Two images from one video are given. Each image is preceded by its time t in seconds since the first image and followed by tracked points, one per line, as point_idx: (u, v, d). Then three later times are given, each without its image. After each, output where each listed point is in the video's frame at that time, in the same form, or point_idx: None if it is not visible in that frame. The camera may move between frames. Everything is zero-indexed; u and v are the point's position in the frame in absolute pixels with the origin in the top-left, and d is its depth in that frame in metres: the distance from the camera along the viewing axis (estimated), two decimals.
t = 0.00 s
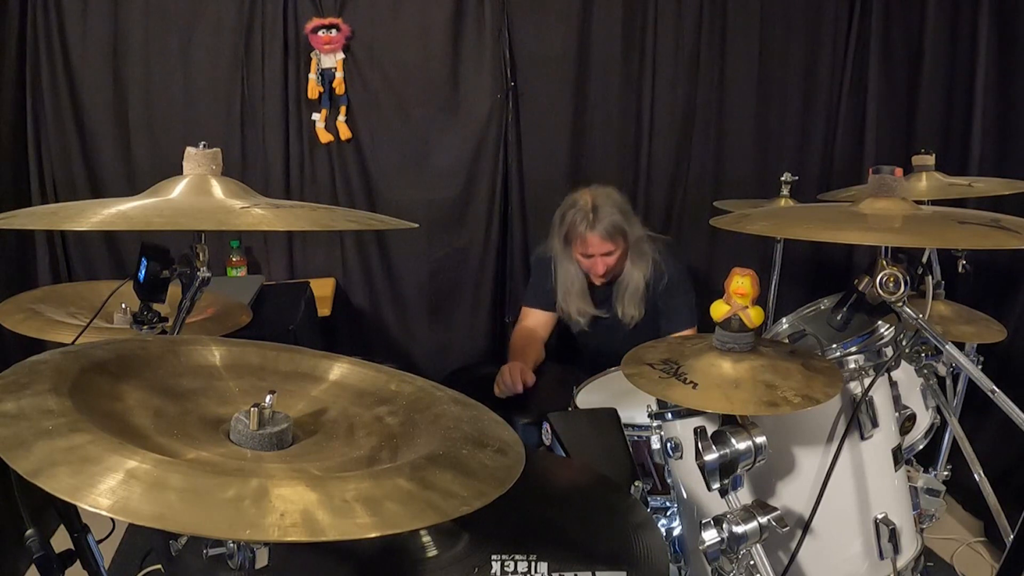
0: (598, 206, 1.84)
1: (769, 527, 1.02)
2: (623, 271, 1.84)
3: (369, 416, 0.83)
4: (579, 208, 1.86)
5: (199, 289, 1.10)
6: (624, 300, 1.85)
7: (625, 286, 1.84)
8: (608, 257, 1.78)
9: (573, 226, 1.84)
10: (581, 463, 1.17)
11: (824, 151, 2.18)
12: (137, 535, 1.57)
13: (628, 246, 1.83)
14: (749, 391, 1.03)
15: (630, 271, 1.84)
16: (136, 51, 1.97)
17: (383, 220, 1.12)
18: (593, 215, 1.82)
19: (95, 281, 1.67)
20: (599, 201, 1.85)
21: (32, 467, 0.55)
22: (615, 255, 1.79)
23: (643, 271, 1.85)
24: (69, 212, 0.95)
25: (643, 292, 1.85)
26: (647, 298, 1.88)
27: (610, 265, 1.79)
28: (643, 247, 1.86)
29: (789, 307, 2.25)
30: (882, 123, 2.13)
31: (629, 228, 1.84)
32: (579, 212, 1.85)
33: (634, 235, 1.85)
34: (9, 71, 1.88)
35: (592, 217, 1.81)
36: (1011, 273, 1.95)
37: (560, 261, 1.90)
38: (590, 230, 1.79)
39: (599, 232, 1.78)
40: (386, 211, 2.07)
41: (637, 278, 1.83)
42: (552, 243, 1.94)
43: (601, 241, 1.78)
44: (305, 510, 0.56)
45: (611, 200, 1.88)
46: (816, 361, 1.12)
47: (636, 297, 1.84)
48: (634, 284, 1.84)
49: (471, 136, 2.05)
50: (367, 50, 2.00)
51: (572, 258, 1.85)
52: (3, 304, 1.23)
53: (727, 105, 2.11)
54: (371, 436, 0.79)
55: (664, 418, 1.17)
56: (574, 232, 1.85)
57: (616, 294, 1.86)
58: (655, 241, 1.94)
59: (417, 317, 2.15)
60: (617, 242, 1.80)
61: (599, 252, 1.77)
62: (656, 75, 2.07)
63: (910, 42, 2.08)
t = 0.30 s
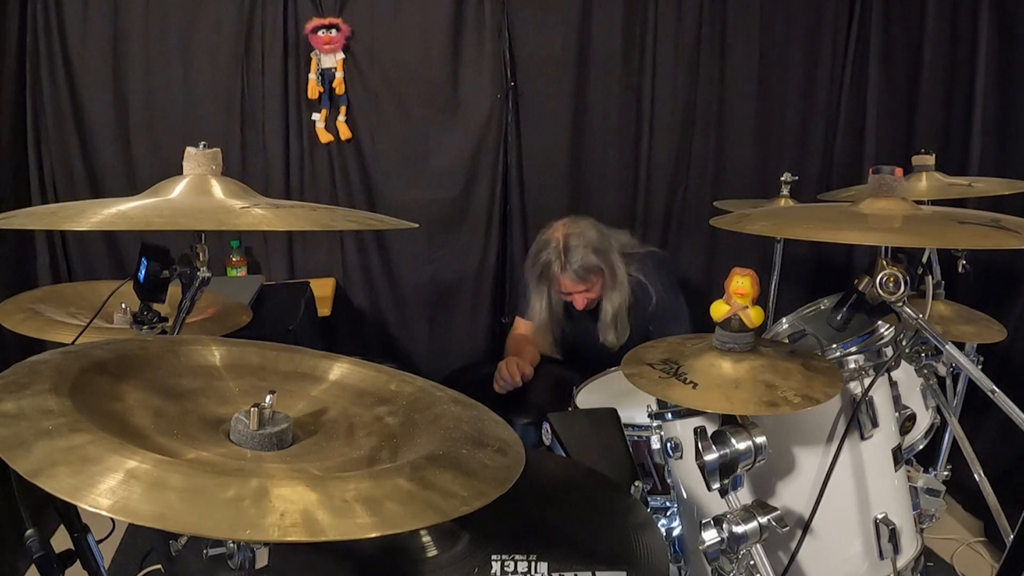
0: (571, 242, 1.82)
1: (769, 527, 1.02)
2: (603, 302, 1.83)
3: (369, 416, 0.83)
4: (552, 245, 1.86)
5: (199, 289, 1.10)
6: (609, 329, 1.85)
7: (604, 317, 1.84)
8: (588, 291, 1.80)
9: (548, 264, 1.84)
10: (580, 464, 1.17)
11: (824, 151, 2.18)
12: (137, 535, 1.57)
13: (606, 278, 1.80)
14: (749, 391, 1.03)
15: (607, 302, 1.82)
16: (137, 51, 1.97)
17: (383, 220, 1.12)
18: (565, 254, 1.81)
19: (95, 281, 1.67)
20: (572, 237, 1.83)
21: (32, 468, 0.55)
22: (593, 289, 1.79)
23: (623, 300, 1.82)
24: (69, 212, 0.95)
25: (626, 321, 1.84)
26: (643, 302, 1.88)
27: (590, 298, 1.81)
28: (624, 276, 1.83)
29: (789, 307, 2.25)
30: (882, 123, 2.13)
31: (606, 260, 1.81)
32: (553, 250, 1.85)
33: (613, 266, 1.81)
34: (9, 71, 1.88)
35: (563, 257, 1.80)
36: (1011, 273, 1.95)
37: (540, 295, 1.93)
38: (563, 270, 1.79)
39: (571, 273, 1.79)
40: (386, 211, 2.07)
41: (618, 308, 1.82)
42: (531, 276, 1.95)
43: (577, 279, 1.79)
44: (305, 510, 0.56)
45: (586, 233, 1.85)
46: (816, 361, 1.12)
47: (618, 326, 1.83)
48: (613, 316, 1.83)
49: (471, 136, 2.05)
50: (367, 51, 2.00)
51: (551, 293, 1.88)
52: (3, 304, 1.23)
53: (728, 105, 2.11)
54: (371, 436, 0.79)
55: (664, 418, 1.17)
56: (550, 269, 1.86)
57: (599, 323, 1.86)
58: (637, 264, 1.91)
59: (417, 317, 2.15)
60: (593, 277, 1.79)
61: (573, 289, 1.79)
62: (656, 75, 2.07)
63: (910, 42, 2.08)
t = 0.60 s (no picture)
0: (565, 246, 1.82)
1: (769, 527, 1.03)
2: (597, 304, 1.83)
3: (369, 416, 0.83)
4: (546, 248, 1.85)
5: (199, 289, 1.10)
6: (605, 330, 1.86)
7: (598, 320, 1.85)
8: (583, 295, 1.80)
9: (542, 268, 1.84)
10: (580, 464, 1.17)
11: (824, 151, 2.18)
12: (137, 535, 1.57)
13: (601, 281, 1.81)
14: (749, 391, 1.03)
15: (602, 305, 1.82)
16: (137, 51, 1.97)
17: (383, 220, 1.12)
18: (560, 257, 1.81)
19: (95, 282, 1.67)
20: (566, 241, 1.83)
21: (32, 468, 0.55)
22: (587, 292, 1.80)
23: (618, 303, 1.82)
24: (69, 212, 0.95)
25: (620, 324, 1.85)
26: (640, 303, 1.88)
27: (585, 301, 1.81)
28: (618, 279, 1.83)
29: (789, 307, 2.25)
30: (883, 123, 2.13)
31: (600, 263, 1.81)
32: (547, 254, 1.85)
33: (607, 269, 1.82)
34: (9, 71, 1.88)
35: (557, 260, 1.80)
36: (1012, 272, 1.95)
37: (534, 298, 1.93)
38: (558, 274, 1.79)
39: (565, 277, 1.79)
40: (386, 211, 2.07)
41: (614, 311, 1.83)
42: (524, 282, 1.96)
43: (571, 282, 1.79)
44: (305, 510, 0.56)
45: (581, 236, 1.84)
46: (816, 361, 1.12)
47: (613, 328, 1.85)
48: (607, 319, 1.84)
49: (471, 136, 2.05)
50: (367, 51, 2.00)
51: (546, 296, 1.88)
52: (3, 305, 1.24)
53: (728, 105, 2.11)
54: (371, 436, 0.79)
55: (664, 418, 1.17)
56: (544, 273, 1.86)
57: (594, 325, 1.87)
58: (632, 267, 1.91)
59: (417, 317, 2.15)
60: (588, 279, 1.79)
61: (568, 292, 1.79)
62: (656, 74, 2.07)
63: (910, 43, 2.08)
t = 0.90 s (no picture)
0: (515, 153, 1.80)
1: (766, 525, 1.03)
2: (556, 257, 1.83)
3: (366, 415, 0.83)
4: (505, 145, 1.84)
5: (198, 290, 1.11)
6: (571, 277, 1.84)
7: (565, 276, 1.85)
8: (528, 207, 1.80)
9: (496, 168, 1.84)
10: (577, 463, 1.18)
11: (823, 151, 2.18)
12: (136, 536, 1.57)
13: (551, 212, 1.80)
14: (745, 389, 1.03)
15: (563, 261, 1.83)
16: (137, 52, 1.98)
17: (382, 220, 1.13)
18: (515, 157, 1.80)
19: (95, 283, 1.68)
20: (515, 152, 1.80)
21: (30, 466, 0.55)
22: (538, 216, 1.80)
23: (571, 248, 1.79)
24: (68, 213, 0.95)
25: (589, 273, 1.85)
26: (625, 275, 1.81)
27: (534, 218, 1.82)
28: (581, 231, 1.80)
29: (788, 307, 2.25)
30: (881, 123, 2.13)
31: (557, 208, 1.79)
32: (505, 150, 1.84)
33: (564, 223, 1.79)
34: (9, 72, 1.89)
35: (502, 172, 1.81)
36: (1010, 272, 1.95)
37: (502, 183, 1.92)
38: (510, 175, 1.79)
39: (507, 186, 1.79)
40: (385, 212, 2.08)
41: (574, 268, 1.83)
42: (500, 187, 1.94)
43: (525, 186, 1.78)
44: (301, 507, 0.57)
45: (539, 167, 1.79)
46: (813, 360, 1.12)
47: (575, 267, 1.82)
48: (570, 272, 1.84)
49: (470, 137, 2.05)
50: (366, 52, 2.01)
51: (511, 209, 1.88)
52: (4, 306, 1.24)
53: (726, 105, 2.12)
54: (368, 435, 0.79)
55: (661, 417, 1.18)
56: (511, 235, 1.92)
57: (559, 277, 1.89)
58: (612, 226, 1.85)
59: (416, 318, 2.15)
60: (538, 206, 1.79)
61: (519, 204, 1.80)
62: (654, 75, 2.07)
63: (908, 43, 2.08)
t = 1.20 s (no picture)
0: (518, 71, 1.80)
1: (766, 525, 1.03)
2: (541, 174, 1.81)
3: (366, 415, 0.83)
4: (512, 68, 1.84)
5: (198, 290, 1.11)
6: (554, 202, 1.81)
7: (546, 195, 1.81)
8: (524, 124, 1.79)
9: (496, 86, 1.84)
10: (577, 462, 1.18)
11: (823, 150, 2.18)
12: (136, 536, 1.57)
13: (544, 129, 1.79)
14: (745, 389, 1.03)
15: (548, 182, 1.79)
16: (137, 51, 1.98)
17: (382, 220, 1.13)
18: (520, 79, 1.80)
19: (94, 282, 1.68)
20: (518, 70, 1.80)
21: (30, 466, 0.55)
22: (531, 132, 1.79)
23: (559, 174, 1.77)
24: (68, 213, 0.95)
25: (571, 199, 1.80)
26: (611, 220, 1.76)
27: (527, 136, 1.81)
28: (570, 155, 1.77)
29: (788, 307, 2.25)
30: (881, 123, 2.13)
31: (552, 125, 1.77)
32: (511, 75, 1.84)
33: (554, 139, 1.77)
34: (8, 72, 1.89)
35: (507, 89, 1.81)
36: (1011, 272, 1.95)
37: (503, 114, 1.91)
38: (509, 90, 1.79)
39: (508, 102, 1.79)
40: (385, 212, 2.08)
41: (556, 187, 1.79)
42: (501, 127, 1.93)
43: (523, 102, 1.78)
44: (301, 507, 0.57)
45: (539, 83, 1.78)
46: (813, 360, 1.12)
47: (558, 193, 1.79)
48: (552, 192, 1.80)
49: (470, 136, 2.05)
50: (366, 52, 2.00)
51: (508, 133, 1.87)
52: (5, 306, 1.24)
53: (727, 104, 2.11)
54: (368, 435, 0.79)
55: (661, 417, 1.18)
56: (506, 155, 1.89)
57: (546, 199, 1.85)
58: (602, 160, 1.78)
59: (416, 317, 2.15)
60: (531, 121, 1.77)
61: (512, 118, 1.79)
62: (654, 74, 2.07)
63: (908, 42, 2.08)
